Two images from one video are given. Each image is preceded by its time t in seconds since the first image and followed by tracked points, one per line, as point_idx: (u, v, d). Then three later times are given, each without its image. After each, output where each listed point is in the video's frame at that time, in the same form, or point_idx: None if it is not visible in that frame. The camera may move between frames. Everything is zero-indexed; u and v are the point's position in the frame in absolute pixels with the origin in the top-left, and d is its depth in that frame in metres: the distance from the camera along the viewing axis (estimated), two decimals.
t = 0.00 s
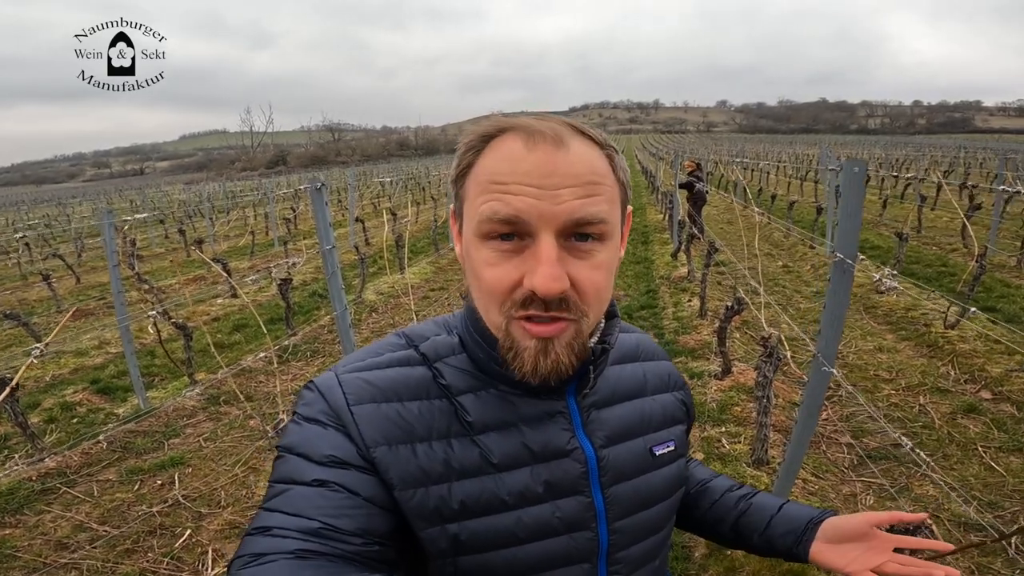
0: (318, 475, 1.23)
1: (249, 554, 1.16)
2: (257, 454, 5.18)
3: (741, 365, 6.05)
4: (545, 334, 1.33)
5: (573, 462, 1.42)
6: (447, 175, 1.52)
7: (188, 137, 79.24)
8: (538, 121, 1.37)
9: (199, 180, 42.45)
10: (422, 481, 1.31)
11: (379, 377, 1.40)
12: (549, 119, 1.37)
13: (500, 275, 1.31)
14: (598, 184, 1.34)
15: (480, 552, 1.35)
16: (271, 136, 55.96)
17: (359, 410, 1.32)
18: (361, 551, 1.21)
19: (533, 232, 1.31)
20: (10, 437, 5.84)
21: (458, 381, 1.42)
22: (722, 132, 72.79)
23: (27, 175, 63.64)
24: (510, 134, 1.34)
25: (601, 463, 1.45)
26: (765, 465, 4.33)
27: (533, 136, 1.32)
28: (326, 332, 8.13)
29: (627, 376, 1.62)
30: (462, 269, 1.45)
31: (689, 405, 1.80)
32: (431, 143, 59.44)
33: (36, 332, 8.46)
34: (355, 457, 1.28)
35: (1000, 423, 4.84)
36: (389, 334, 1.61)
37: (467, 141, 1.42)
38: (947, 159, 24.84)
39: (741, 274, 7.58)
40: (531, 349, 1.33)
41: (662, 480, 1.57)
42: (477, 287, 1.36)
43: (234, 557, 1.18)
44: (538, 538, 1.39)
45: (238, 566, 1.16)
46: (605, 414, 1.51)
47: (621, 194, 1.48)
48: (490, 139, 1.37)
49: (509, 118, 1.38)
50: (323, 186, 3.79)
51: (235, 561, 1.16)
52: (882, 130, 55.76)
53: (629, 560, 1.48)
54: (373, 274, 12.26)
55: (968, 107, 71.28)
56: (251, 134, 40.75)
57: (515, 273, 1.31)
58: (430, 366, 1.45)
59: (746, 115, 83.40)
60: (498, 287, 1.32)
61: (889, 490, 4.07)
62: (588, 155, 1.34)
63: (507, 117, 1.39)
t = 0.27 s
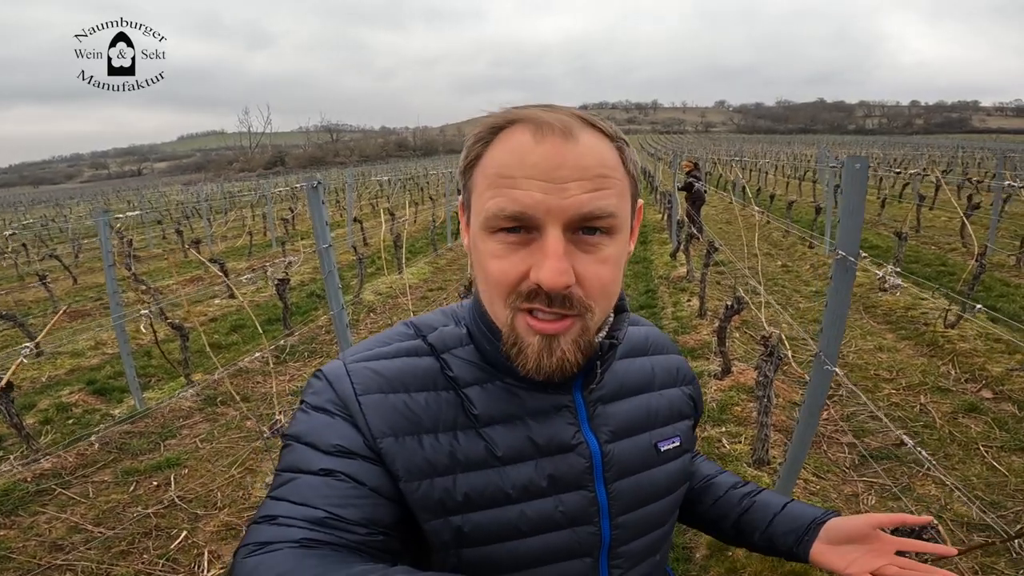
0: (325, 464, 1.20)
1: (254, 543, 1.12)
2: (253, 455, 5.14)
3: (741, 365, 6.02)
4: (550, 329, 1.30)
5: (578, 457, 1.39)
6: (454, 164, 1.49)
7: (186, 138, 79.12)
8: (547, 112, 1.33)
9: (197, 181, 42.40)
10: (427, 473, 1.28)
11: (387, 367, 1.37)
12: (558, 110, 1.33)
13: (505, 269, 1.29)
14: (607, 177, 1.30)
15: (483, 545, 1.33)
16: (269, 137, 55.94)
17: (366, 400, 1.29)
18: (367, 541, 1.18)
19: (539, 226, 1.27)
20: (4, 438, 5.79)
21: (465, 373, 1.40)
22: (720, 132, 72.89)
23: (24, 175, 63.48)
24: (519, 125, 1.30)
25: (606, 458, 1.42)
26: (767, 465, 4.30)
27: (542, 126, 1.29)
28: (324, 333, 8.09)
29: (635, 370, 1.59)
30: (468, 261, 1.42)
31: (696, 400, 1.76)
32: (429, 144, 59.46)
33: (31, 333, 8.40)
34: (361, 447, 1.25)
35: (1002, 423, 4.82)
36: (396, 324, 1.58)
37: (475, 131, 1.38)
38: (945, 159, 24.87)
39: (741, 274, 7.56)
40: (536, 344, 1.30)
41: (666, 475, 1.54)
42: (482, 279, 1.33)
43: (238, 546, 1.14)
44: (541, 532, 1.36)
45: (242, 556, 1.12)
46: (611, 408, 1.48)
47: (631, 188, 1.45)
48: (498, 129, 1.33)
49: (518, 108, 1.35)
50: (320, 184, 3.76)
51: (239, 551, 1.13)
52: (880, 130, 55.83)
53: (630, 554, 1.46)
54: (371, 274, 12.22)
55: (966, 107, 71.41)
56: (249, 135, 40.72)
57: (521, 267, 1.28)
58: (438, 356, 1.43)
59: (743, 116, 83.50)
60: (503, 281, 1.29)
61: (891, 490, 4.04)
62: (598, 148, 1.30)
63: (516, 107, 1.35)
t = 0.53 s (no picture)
0: (328, 457, 1.19)
1: (257, 535, 1.10)
2: (251, 455, 5.12)
3: (739, 364, 6.02)
4: (555, 321, 1.29)
5: (581, 452, 1.38)
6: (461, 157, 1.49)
7: (183, 139, 79.00)
8: (555, 105, 1.33)
9: (194, 182, 42.35)
10: (429, 466, 1.27)
11: (390, 360, 1.36)
12: (566, 104, 1.33)
13: (511, 262, 1.28)
14: (615, 170, 1.30)
15: (485, 540, 1.32)
16: (267, 137, 55.90)
17: (368, 392, 1.29)
18: (369, 534, 1.17)
19: (546, 218, 1.27)
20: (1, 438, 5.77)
21: (468, 366, 1.39)
22: (718, 132, 72.99)
23: (21, 176, 63.38)
24: (526, 118, 1.30)
25: (609, 453, 1.41)
26: (766, 464, 4.30)
27: (550, 119, 1.28)
28: (322, 333, 8.07)
29: (638, 365, 1.58)
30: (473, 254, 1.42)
31: (702, 396, 1.75)
32: (427, 145, 59.52)
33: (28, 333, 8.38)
34: (363, 440, 1.24)
35: (1000, 421, 4.83)
36: (399, 317, 1.58)
37: (483, 123, 1.38)
38: (942, 158, 24.90)
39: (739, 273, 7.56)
40: (541, 336, 1.29)
41: (669, 472, 1.53)
42: (488, 271, 1.32)
43: (240, 539, 1.12)
44: (543, 528, 1.35)
45: (244, 548, 1.10)
46: (615, 403, 1.47)
47: (637, 183, 1.44)
48: (506, 122, 1.33)
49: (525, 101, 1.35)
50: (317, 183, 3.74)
51: (241, 544, 1.11)
52: (877, 130, 55.95)
53: (633, 551, 1.45)
54: (369, 275, 12.21)
55: (962, 107, 71.60)
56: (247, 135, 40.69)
57: (527, 259, 1.28)
58: (441, 350, 1.42)
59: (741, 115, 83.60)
60: (509, 273, 1.29)
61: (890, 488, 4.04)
62: (606, 141, 1.30)
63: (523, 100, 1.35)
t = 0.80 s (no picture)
0: (325, 462, 1.21)
1: (256, 541, 1.12)
2: (252, 456, 5.13)
3: (738, 364, 6.04)
4: (549, 315, 1.31)
5: (579, 455, 1.40)
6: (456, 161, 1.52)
7: (180, 140, 78.91)
8: (546, 105, 1.36)
9: (192, 183, 42.32)
10: (426, 470, 1.29)
11: (386, 364, 1.38)
12: (557, 103, 1.36)
13: (504, 257, 1.30)
14: (606, 167, 1.32)
15: (484, 544, 1.33)
16: (265, 138, 55.87)
17: (364, 397, 1.31)
18: (367, 539, 1.18)
19: (538, 213, 1.29)
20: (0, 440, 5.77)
21: (464, 370, 1.41)
22: (716, 133, 73.12)
23: (18, 178, 63.31)
24: (517, 117, 1.33)
25: (608, 456, 1.42)
26: (765, 463, 4.32)
27: (541, 118, 1.31)
28: (321, 334, 8.08)
29: (636, 366, 1.59)
30: (467, 253, 1.43)
31: (702, 397, 1.76)
32: (425, 146, 59.55)
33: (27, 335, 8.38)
34: (360, 444, 1.26)
35: (998, 421, 4.85)
36: (396, 321, 1.60)
37: (476, 125, 1.41)
38: (939, 158, 24.98)
39: (737, 273, 7.59)
40: (535, 330, 1.31)
41: (670, 475, 1.54)
42: (482, 266, 1.34)
43: (239, 546, 1.14)
44: (541, 531, 1.36)
45: (243, 555, 1.12)
46: (612, 406, 1.48)
47: (629, 181, 1.47)
48: (498, 122, 1.36)
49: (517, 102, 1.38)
50: (317, 185, 3.76)
51: (241, 550, 1.13)
52: (875, 130, 56.09)
53: (635, 554, 1.46)
54: (368, 276, 12.22)
55: (959, 107, 71.78)
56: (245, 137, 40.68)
57: (520, 252, 1.29)
58: (437, 353, 1.44)
59: (739, 116, 83.75)
60: (502, 269, 1.30)
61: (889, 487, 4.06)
62: (597, 138, 1.32)
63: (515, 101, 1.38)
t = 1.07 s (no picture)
0: (323, 465, 1.25)
1: (251, 542, 1.16)
2: (253, 458, 5.16)
3: (736, 365, 6.09)
4: (550, 300, 1.32)
5: (577, 464, 1.42)
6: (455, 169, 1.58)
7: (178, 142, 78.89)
8: (539, 105, 1.43)
9: (190, 185, 42.33)
10: (422, 475, 1.33)
11: (386, 369, 1.43)
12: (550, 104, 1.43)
13: (503, 245, 1.33)
14: (599, 158, 1.38)
15: (479, 550, 1.37)
16: (262, 140, 55.88)
17: (363, 401, 1.35)
18: (363, 543, 1.22)
19: (535, 201, 1.33)
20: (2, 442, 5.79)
21: (463, 376, 1.45)
22: (713, 134, 73.31)
23: (14, 180, 63.19)
24: (511, 117, 1.40)
25: (607, 465, 1.45)
26: (762, 464, 4.36)
27: (534, 115, 1.38)
28: (321, 336, 8.11)
29: (638, 374, 1.62)
30: (468, 251, 1.47)
31: (710, 405, 1.78)
32: (423, 148, 59.62)
33: (27, 338, 8.40)
34: (358, 447, 1.30)
35: (992, 420, 4.91)
36: (398, 325, 1.64)
37: (473, 130, 1.48)
38: (935, 159, 25.12)
39: (735, 275, 7.65)
40: (536, 316, 1.32)
41: (673, 483, 1.57)
42: (481, 258, 1.37)
43: (235, 544, 1.18)
44: (537, 539, 1.39)
45: (238, 555, 1.16)
46: (612, 414, 1.51)
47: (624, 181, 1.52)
48: (494, 122, 1.43)
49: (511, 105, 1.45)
50: (319, 188, 3.79)
51: (236, 549, 1.17)
52: (871, 131, 56.30)
53: (634, 562, 1.49)
54: (367, 278, 12.26)
55: (955, 108, 72.05)
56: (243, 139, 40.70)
57: (518, 240, 1.32)
58: (438, 359, 1.48)
59: (736, 117, 83.99)
60: (502, 257, 1.33)
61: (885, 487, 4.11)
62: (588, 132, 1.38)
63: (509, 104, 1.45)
